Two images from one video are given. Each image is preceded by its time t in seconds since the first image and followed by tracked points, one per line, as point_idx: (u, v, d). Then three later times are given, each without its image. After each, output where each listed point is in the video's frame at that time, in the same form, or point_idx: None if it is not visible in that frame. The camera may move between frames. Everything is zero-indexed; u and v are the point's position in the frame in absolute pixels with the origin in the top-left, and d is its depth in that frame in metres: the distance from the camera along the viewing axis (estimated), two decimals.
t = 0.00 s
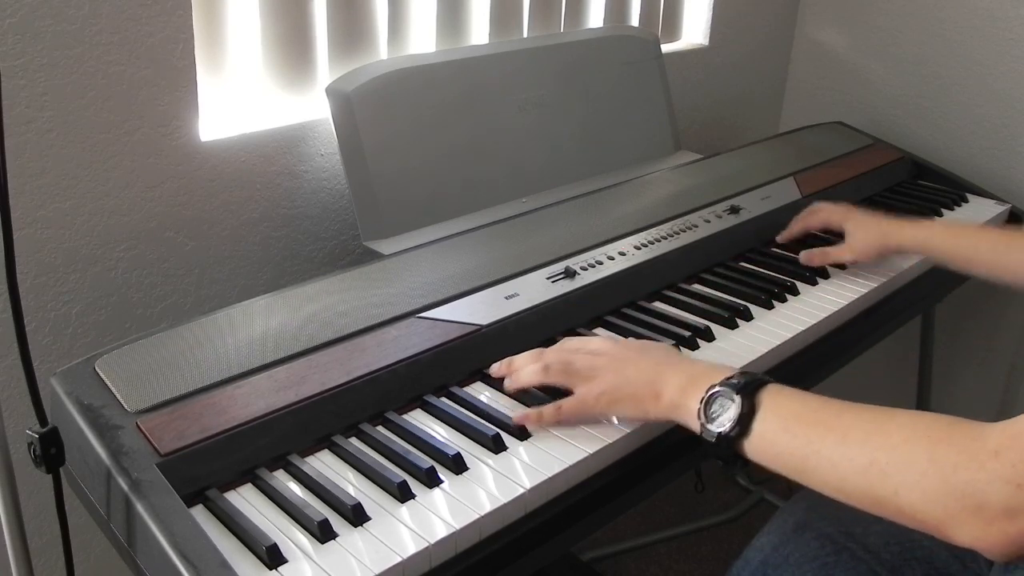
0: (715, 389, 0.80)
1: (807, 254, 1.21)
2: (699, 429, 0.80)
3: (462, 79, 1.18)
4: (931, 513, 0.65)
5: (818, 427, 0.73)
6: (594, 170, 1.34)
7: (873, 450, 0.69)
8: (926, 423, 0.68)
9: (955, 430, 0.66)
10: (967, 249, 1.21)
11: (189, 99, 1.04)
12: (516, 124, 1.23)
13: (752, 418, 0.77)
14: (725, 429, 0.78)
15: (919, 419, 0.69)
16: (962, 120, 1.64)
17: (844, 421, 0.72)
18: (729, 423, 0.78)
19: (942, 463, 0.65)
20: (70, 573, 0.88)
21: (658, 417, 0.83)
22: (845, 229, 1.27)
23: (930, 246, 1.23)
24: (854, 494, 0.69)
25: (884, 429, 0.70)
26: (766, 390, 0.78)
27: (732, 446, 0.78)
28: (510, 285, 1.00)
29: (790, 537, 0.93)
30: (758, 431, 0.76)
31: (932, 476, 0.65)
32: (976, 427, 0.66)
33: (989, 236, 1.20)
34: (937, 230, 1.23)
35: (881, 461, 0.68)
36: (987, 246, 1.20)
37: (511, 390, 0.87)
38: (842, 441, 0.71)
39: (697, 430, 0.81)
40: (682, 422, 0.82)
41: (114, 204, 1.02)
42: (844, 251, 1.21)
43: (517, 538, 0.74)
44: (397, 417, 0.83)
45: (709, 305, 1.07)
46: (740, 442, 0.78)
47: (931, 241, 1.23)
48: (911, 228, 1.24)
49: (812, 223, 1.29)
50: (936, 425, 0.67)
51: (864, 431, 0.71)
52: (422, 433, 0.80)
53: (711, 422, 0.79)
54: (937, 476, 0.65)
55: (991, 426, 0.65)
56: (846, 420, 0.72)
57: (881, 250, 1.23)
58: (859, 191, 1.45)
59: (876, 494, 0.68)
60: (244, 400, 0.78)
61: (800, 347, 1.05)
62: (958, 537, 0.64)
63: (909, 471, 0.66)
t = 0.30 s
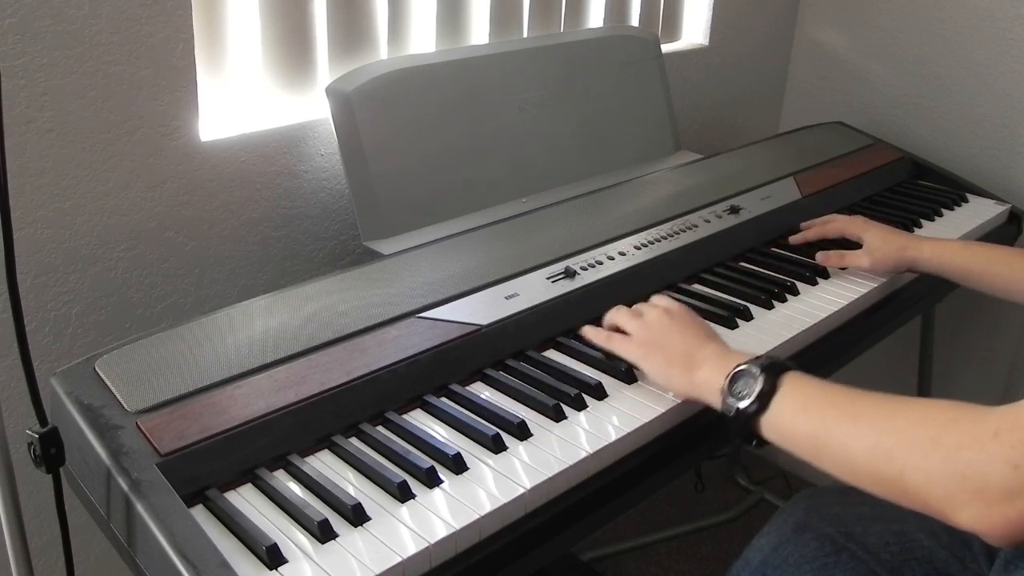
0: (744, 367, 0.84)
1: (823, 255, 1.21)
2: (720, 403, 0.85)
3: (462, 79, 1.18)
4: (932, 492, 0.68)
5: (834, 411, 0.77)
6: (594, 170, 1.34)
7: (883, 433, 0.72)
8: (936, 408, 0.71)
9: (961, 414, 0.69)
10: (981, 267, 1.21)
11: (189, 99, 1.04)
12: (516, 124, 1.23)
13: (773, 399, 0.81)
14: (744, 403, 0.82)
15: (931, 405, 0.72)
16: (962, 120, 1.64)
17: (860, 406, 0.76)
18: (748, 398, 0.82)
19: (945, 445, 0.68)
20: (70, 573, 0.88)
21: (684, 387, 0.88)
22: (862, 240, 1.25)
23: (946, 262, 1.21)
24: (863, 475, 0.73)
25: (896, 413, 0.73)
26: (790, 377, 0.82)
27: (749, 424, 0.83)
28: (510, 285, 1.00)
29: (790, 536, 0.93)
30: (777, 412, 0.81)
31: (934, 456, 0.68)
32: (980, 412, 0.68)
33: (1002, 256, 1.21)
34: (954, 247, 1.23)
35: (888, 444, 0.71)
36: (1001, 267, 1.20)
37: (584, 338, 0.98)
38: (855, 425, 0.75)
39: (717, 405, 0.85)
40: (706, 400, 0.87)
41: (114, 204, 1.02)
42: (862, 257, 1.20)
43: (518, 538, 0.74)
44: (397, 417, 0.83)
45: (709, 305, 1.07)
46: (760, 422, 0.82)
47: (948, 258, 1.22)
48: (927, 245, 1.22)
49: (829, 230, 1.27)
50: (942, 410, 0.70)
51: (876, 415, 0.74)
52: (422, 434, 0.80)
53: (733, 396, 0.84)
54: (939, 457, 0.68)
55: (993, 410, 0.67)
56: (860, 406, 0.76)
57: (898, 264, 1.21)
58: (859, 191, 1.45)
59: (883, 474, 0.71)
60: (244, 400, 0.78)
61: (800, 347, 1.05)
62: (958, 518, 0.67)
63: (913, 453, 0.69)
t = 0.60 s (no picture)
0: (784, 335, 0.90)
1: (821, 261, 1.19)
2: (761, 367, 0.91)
3: (462, 79, 1.18)
4: (933, 456, 0.75)
5: (857, 377, 0.84)
6: (594, 170, 1.34)
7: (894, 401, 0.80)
8: (948, 382, 0.78)
9: (968, 388, 0.76)
10: (979, 263, 1.21)
11: (189, 99, 1.04)
12: (516, 124, 1.24)
13: (806, 363, 0.88)
14: (782, 367, 0.89)
15: (940, 378, 0.79)
16: (962, 119, 1.64)
17: (879, 376, 0.83)
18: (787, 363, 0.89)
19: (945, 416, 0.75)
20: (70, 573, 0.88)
21: (735, 355, 0.93)
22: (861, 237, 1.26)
23: (945, 259, 1.22)
24: (877, 437, 0.81)
25: (910, 383, 0.80)
26: (825, 344, 0.89)
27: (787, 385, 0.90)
28: (510, 285, 1.00)
29: (791, 535, 0.93)
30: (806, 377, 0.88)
31: (935, 426, 0.76)
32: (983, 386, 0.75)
33: (1001, 251, 1.21)
34: (955, 245, 1.22)
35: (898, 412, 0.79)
36: (999, 262, 1.20)
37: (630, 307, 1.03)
38: (872, 392, 0.82)
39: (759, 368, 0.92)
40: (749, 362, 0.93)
41: (114, 204, 1.02)
42: (859, 258, 1.20)
43: (518, 538, 0.74)
44: (397, 416, 0.83)
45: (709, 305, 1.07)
46: (794, 383, 0.89)
47: (946, 255, 1.22)
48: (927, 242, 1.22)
49: (828, 228, 1.28)
50: (949, 384, 0.77)
51: (893, 385, 0.81)
52: (422, 434, 0.80)
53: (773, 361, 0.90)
54: (941, 427, 0.75)
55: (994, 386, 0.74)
56: (880, 375, 0.83)
57: (895, 263, 1.21)
58: (859, 191, 1.45)
59: (893, 437, 0.79)
60: (244, 400, 0.78)
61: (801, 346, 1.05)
62: (955, 480, 0.74)
63: (918, 422, 0.77)
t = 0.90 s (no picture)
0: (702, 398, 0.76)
1: (821, 263, 1.20)
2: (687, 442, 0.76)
3: (462, 79, 1.18)
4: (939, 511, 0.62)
5: (814, 427, 0.69)
6: (594, 170, 1.34)
7: (874, 450, 0.65)
8: (929, 418, 0.65)
9: (961, 424, 0.63)
10: (979, 261, 1.19)
11: (189, 99, 1.04)
12: (517, 124, 1.24)
13: (744, 422, 0.72)
14: (710, 437, 0.74)
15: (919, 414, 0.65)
16: (962, 119, 1.64)
17: (836, 422, 0.69)
18: (715, 432, 0.74)
19: (949, 461, 0.62)
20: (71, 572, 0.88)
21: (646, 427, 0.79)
22: (862, 236, 1.26)
23: (944, 256, 1.21)
24: (857, 498, 0.65)
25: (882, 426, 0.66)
26: (756, 395, 0.74)
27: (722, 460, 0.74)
28: (510, 285, 1.00)
29: (791, 535, 0.93)
30: (749, 438, 0.71)
31: (938, 472, 0.62)
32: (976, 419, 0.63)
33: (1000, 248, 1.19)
34: (957, 244, 1.21)
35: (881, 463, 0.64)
36: (999, 262, 1.18)
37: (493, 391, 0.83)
38: (839, 444, 0.67)
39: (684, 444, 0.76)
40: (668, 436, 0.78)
41: (114, 204, 1.02)
42: (858, 259, 1.20)
43: (518, 538, 0.75)
44: (397, 416, 0.83)
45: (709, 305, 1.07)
46: (735, 450, 0.72)
47: (946, 252, 1.21)
48: (927, 241, 1.22)
49: (829, 228, 1.29)
50: (936, 422, 0.64)
51: (861, 431, 0.67)
52: (422, 433, 0.80)
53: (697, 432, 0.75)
54: (947, 475, 0.61)
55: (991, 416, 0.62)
56: (840, 421, 0.68)
57: (895, 261, 1.21)
58: (859, 191, 1.45)
59: (880, 497, 0.64)
60: (244, 400, 0.78)
61: (801, 347, 1.05)
62: (967, 535, 0.61)
63: (912, 472, 0.63)
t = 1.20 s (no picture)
0: (682, 449, 0.75)
1: (821, 262, 1.19)
2: (665, 493, 0.75)
3: (462, 79, 1.18)
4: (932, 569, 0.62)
5: (803, 482, 0.69)
6: (594, 170, 1.34)
7: (866, 504, 0.65)
8: (922, 471, 0.65)
9: (956, 476, 0.64)
10: (979, 259, 1.20)
11: (189, 99, 1.04)
12: (517, 124, 1.24)
13: (729, 477, 0.73)
14: (694, 488, 0.73)
15: (908, 468, 0.66)
16: (962, 120, 1.64)
17: (825, 475, 0.69)
18: (698, 483, 0.73)
19: (945, 514, 0.62)
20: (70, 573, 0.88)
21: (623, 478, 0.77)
22: (862, 236, 1.26)
23: (944, 255, 1.21)
24: (849, 556, 0.65)
25: (871, 481, 0.67)
26: (741, 447, 0.75)
27: (705, 511, 0.74)
28: (510, 285, 1.00)
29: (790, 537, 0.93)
30: (738, 491, 0.72)
31: (933, 527, 0.62)
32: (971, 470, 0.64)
33: (998, 244, 1.20)
34: (955, 242, 1.22)
35: (873, 517, 0.65)
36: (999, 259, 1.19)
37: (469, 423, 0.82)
38: (830, 498, 0.67)
39: (662, 495, 0.75)
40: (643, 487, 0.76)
41: (114, 204, 1.02)
42: (856, 259, 1.20)
43: (518, 538, 0.74)
44: (397, 416, 0.83)
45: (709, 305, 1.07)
46: (722, 502, 0.73)
47: (946, 250, 1.21)
48: (926, 241, 1.22)
49: (828, 228, 1.28)
50: (930, 474, 0.65)
51: (852, 484, 0.67)
52: (422, 433, 0.80)
53: (678, 483, 0.74)
54: (941, 529, 0.62)
55: (988, 469, 0.63)
56: (830, 473, 0.69)
57: (894, 260, 1.21)
58: (859, 191, 1.45)
59: (873, 553, 0.64)
60: (244, 400, 0.78)
61: (801, 347, 1.05)
62: None
63: (906, 526, 0.63)
